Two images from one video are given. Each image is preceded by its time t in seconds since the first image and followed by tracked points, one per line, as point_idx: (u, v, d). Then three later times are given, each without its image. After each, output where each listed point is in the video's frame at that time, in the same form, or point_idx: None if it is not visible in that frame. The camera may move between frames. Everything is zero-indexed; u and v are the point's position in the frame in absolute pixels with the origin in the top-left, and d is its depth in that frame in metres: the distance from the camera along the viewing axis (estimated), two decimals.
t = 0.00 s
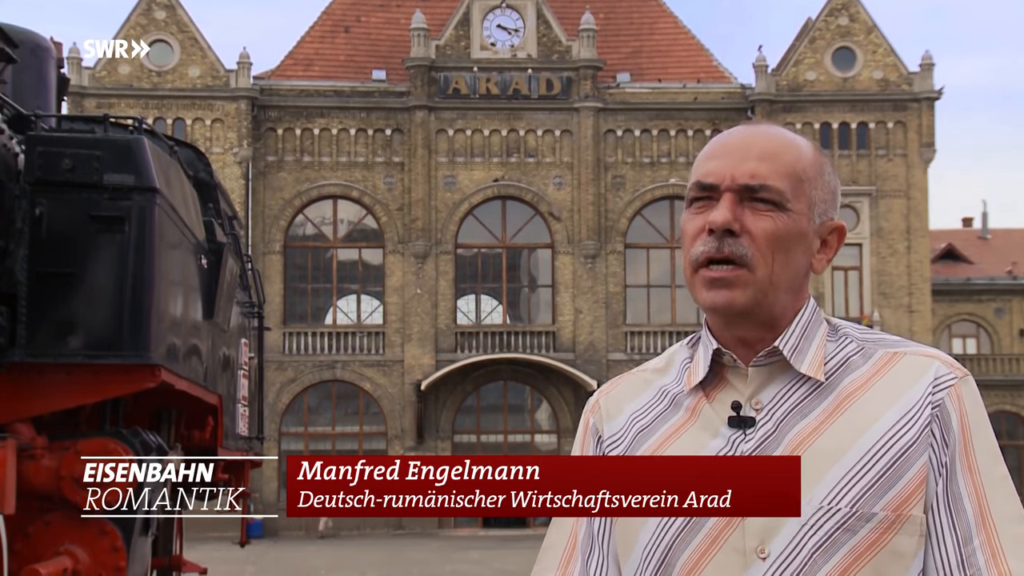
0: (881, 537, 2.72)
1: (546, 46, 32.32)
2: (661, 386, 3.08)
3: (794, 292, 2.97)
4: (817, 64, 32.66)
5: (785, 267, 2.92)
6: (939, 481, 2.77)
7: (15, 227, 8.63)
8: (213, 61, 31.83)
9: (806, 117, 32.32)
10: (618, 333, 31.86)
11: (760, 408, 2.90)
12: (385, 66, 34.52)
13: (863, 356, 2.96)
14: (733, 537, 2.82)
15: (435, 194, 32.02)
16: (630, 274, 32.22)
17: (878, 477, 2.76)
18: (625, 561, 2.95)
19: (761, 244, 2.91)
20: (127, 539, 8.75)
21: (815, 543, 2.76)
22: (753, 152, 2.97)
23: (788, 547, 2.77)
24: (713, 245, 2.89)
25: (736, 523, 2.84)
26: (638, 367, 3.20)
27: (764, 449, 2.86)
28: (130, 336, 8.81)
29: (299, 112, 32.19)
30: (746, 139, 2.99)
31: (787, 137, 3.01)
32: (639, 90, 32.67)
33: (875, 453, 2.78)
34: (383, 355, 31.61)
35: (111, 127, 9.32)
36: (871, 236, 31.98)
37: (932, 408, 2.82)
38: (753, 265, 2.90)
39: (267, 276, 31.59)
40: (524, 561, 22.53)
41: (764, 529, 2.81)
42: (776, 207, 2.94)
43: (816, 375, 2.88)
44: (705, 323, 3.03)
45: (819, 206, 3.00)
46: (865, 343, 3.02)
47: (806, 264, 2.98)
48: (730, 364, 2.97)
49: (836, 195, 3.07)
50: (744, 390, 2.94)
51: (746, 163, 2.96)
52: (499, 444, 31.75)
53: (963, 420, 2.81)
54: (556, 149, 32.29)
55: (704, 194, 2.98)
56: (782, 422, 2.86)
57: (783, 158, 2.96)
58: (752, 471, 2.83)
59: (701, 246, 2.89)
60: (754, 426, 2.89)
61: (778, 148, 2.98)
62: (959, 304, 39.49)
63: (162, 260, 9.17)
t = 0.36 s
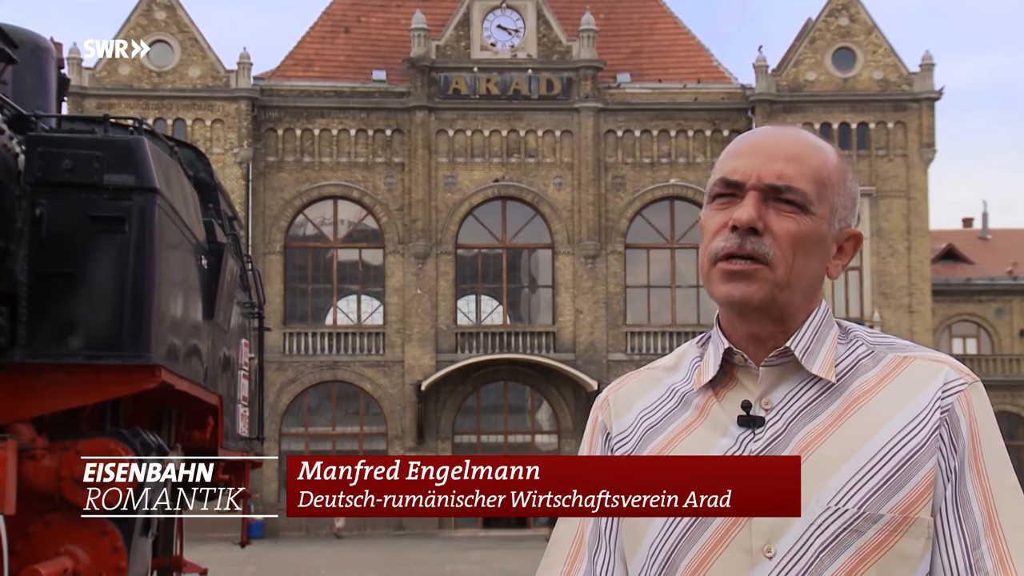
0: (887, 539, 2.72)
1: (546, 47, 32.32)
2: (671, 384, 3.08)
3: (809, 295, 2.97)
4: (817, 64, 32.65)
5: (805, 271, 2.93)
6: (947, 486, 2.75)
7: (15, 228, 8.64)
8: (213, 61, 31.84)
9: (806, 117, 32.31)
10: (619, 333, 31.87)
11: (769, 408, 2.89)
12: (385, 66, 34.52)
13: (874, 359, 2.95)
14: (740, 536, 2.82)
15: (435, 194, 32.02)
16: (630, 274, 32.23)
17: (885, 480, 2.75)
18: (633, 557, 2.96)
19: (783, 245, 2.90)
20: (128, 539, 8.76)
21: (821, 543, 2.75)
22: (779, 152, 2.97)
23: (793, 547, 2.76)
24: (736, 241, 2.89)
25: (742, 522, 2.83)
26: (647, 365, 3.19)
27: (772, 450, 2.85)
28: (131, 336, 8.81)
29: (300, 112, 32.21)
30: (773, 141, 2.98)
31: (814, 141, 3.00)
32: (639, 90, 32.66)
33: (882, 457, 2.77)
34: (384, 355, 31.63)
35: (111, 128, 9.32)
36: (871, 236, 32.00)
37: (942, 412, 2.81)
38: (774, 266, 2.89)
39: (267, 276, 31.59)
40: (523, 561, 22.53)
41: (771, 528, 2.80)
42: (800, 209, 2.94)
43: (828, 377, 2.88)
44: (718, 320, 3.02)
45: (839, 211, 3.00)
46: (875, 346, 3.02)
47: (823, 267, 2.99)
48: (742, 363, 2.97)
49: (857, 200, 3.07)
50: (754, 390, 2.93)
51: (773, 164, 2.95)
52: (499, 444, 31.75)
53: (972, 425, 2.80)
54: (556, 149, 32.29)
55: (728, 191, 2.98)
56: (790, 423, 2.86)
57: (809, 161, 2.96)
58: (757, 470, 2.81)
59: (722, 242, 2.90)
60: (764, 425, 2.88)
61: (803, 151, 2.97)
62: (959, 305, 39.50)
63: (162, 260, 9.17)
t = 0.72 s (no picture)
0: (894, 540, 2.73)
1: (546, 47, 32.28)
2: (675, 382, 3.03)
3: (822, 298, 2.95)
4: (817, 64, 32.63)
5: (820, 277, 2.91)
6: (953, 489, 2.77)
7: (15, 227, 8.62)
8: (213, 61, 31.83)
9: (806, 117, 32.31)
10: (619, 333, 31.88)
11: (776, 408, 2.87)
12: (386, 66, 34.50)
13: (880, 361, 2.94)
14: (745, 535, 2.81)
15: (435, 194, 32.03)
16: (630, 274, 32.24)
17: (891, 483, 2.75)
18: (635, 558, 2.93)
19: (803, 249, 2.89)
20: (127, 539, 8.77)
21: (827, 544, 2.75)
22: (804, 157, 2.95)
23: (800, 547, 2.76)
24: (757, 244, 2.87)
25: (748, 522, 2.82)
26: (650, 362, 3.14)
27: (777, 451, 2.84)
28: (131, 336, 8.81)
29: (299, 112, 32.20)
30: (798, 144, 2.96)
31: (837, 149, 3.00)
32: (639, 90, 32.65)
33: (889, 460, 2.77)
34: (384, 355, 31.66)
35: (111, 127, 9.32)
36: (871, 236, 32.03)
37: (947, 417, 2.82)
38: (791, 271, 2.87)
39: (267, 276, 31.60)
40: (523, 561, 22.56)
41: (776, 527, 2.80)
42: (821, 215, 2.93)
43: (837, 379, 2.86)
44: (724, 320, 2.99)
45: (855, 218, 3.00)
46: (881, 347, 2.99)
47: (835, 272, 2.97)
48: (748, 364, 2.93)
49: (872, 207, 3.08)
50: (762, 389, 2.90)
51: (799, 168, 2.94)
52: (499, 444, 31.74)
53: (977, 429, 2.81)
54: (556, 149, 32.29)
55: (749, 191, 2.96)
56: (797, 423, 2.84)
57: (831, 169, 2.95)
58: (758, 470, 2.81)
59: (743, 243, 2.88)
60: (770, 426, 2.86)
61: (827, 158, 2.96)
62: (959, 304, 39.50)
63: (162, 260, 9.16)
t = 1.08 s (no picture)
0: (899, 539, 2.57)
1: (547, 48, 32.24)
2: (681, 383, 2.86)
3: (827, 296, 2.82)
4: (817, 65, 32.62)
5: (823, 276, 2.79)
6: (958, 488, 2.63)
7: (15, 228, 8.63)
8: (213, 61, 31.82)
9: (806, 118, 32.30)
10: (619, 333, 31.91)
11: (781, 407, 2.70)
12: (386, 67, 34.50)
13: (884, 360, 2.79)
14: (751, 534, 2.61)
15: (435, 194, 32.04)
16: (630, 275, 32.27)
17: (897, 481, 2.60)
18: (641, 554, 2.74)
19: (808, 247, 2.76)
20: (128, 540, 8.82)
21: (832, 544, 2.57)
22: (803, 155, 2.82)
23: (806, 546, 2.57)
24: (762, 242, 2.75)
25: (755, 518, 2.62)
26: (655, 364, 2.96)
27: (783, 450, 2.65)
28: (131, 336, 8.82)
29: (300, 113, 32.22)
30: (795, 143, 2.83)
31: (834, 147, 2.87)
32: (639, 90, 32.66)
33: (894, 458, 2.61)
34: (384, 356, 31.67)
35: (111, 128, 9.32)
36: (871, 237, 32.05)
37: (952, 415, 2.67)
38: (798, 268, 2.76)
39: (268, 277, 31.60)
40: (523, 562, 22.54)
41: (781, 525, 2.60)
42: (823, 213, 2.80)
43: (841, 376, 2.70)
44: (728, 319, 2.85)
45: (855, 215, 2.87)
46: (885, 348, 2.85)
47: (837, 270, 2.85)
48: (753, 363, 2.77)
49: (869, 203, 2.96)
50: (766, 389, 2.74)
51: (799, 166, 2.81)
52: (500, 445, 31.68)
53: (981, 427, 2.68)
54: (556, 150, 32.30)
55: (749, 191, 2.82)
56: (803, 422, 2.67)
57: (830, 166, 2.82)
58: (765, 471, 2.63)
59: (745, 242, 2.75)
60: (776, 425, 2.68)
61: (827, 157, 2.83)
62: (960, 305, 39.54)
63: (162, 260, 9.15)
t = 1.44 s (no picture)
0: (898, 540, 2.57)
1: (547, 47, 32.25)
2: (679, 382, 2.85)
3: (826, 298, 2.82)
4: (818, 64, 32.63)
5: (824, 279, 2.79)
6: (957, 490, 2.63)
7: (15, 227, 8.65)
8: (214, 61, 31.83)
9: (806, 117, 32.29)
10: (619, 333, 31.91)
11: (780, 409, 2.70)
12: (387, 66, 34.49)
13: (883, 360, 2.79)
14: (750, 535, 2.62)
15: (435, 194, 32.03)
16: (630, 274, 32.26)
17: (897, 483, 2.60)
18: (641, 555, 2.73)
19: (809, 251, 2.76)
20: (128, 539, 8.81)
21: (832, 545, 2.58)
22: (806, 157, 2.81)
23: (806, 546, 2.58)
24: (762, 247, 2.74)
25: (755, 519, 2.62)
26: (653, 362, 2.95)
27: (784, 450, 2.65)
28: (132, 335, 8.82)
29: (300, 112, 32.22)
30: (798, 143, 2.82)
31: (835, 149, 2.86)
32: (639, 90, 32.65)
33: (893, 460, 2.61)
34: (384, 355, 31.69)
35: (111, 127, 9.30)
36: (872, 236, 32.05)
37: (951, 416, 2.67)
38: (798, 272, 2.75)
39: (268, 276, 31.58)
40: (523, 561, 22.49)
41: (782, 527, 2.60)
42: (824, 216, 2.80)
43: (842, 378, 2.71)
44: (726, 320, 2.85)
45: (855, 217, 2.87)
46: (885, 347, 2.84)
47: (837, 271, 2.85)
48: (751, 365, 2.77)
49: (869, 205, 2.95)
50: (765, 390, 2.74)
51: (800, 169, 2.80)
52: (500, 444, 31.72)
53: (981, 428, 2.68)
54: (556, 149, 32.31)
55: (750, 194, 2.81)
56: (802, 423, 2.67)
57: (831, 168, 2.81)
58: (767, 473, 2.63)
59: (747, 246, 2.74)
60: (775, 426, 2.68)
61: (828, 158, 2.82)
62: (960, 305, 39.53)
63: (162, 260, 9.14)
